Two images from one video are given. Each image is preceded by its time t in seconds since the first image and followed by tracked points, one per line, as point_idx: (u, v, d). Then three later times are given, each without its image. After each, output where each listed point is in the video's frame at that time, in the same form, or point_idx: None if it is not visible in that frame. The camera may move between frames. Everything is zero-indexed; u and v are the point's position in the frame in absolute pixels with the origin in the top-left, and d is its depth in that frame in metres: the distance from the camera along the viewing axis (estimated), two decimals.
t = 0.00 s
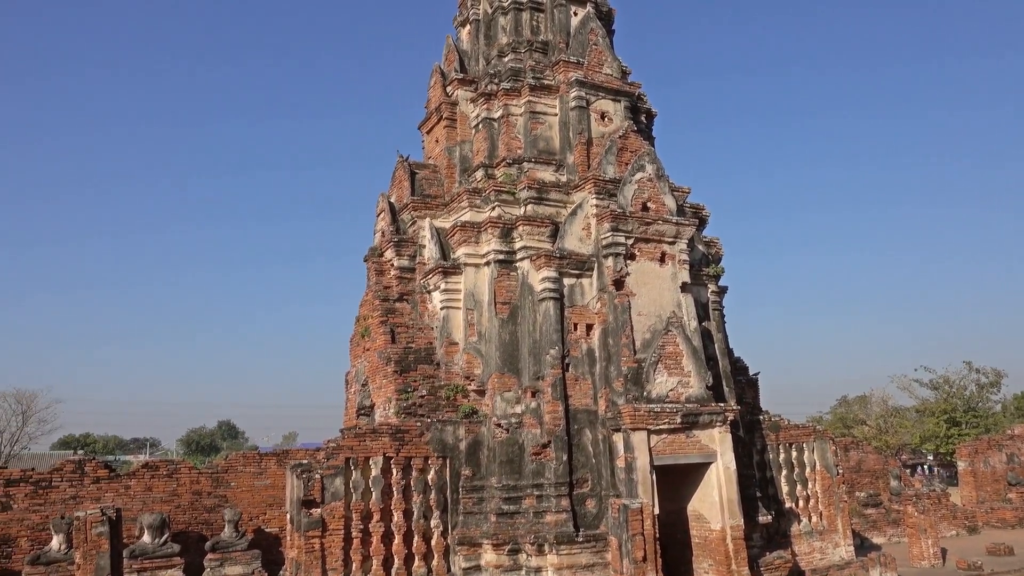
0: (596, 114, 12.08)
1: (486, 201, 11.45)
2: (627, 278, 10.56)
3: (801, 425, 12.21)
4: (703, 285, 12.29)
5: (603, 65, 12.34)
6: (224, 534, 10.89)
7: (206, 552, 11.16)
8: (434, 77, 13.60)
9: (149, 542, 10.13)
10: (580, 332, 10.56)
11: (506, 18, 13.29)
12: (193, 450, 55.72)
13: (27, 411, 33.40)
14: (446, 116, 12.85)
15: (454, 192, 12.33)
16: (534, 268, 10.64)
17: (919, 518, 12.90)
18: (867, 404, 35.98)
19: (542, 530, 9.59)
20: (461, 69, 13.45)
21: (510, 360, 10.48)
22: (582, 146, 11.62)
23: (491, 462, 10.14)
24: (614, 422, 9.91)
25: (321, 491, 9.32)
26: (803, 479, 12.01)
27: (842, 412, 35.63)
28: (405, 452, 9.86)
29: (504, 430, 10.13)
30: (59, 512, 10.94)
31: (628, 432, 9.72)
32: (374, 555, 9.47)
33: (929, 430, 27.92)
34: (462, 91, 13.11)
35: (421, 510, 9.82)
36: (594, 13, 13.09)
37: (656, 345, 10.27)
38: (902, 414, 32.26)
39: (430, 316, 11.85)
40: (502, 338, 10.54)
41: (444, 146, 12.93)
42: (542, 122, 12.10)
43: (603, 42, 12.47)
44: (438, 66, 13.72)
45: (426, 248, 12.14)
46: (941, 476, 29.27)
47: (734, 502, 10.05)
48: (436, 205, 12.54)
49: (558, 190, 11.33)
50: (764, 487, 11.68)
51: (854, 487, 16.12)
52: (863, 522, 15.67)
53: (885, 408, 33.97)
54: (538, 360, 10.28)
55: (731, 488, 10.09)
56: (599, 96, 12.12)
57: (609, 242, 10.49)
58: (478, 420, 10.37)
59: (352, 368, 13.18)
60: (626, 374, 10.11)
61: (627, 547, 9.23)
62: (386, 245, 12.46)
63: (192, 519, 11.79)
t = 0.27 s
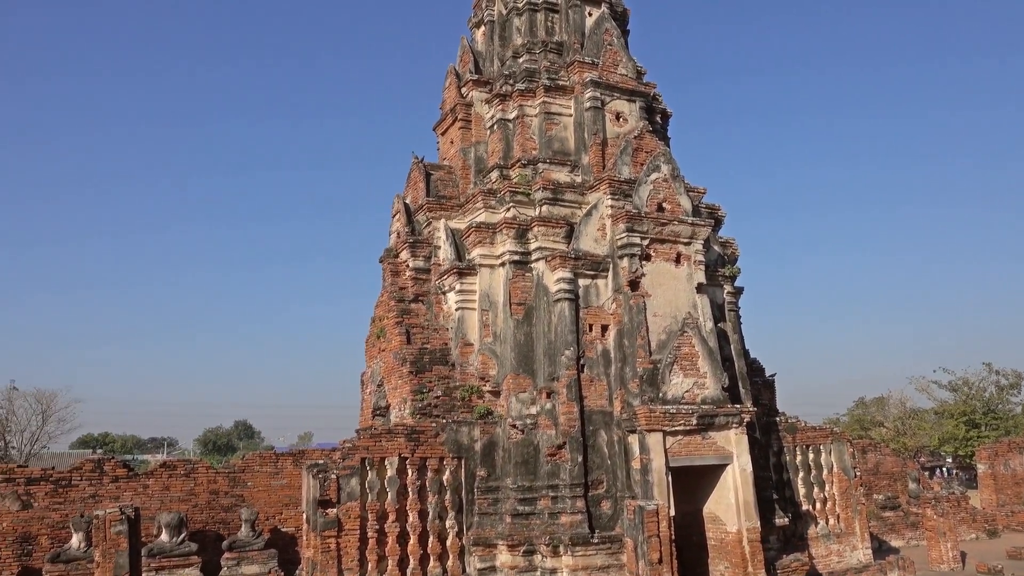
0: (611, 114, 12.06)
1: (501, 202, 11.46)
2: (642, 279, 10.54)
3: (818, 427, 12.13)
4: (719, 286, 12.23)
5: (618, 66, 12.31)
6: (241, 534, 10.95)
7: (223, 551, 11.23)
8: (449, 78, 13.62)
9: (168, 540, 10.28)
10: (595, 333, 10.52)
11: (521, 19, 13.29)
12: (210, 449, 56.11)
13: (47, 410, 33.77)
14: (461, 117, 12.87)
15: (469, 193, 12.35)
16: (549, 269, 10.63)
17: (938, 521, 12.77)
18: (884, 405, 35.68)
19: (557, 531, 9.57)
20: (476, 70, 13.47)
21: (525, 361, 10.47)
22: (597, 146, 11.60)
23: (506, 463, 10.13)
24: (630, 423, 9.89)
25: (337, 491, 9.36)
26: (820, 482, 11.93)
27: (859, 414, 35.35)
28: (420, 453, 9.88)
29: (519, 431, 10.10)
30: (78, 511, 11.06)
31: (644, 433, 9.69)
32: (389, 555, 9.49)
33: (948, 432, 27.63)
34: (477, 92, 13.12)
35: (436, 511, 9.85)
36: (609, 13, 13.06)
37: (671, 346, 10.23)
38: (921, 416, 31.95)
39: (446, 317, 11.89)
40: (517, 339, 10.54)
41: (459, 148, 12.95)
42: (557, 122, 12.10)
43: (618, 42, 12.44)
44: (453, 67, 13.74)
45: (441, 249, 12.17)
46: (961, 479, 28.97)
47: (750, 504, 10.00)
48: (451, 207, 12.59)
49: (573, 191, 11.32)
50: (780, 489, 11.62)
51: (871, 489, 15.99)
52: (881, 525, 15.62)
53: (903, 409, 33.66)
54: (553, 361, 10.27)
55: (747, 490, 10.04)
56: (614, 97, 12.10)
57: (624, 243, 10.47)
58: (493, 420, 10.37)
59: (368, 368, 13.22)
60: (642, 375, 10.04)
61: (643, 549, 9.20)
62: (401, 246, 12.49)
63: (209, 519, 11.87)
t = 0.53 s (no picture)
0: (627, 116, 12.03)
1: (516, 203, 11.46)
2: (658, 280, 10.50)
3: (835, 430, 12.04)
4: (735, 288, 12.17)
5: (634, 67, 12.29)
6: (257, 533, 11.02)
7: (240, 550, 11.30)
8: (465, 80, 13.64)
9: (185, 539, 10.41)
10: (611, 335, 10.51)
11: (537, 21, 13.29)
12: (227, 449, 56.48)
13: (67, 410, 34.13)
14: (477, 118, 12.89)
15: (485, 194, 12.36)
16: (564, 271, 10.62)
17: (958, 526, 12.64)
18: (903, 409, 35.35)
19: (572, 533, 9.56)
20: (492, 72, 13.48)
21: (540, 362, 10.47)
22: (613, 148, 11.58)
23: (521, 465, 10.16)
24: (646, 425, 9.89)
25: (353, 491, 9.41)
26: (838, 485, 11.84)
27: (877, 417, 35.05)
28: (436, 454, 9.90)
29: (535, 432, 10.13)
30: (97, 509, 11.17)
31: (660, 435, 9.66)
32: (405, 556, 9.50)
33: (968, 436, 27.33)
34: (493, 94, 13.14)
35: (451, 512, 9.85)
36: (625, 15, 13.04)
37: (688, 349, 10.19)
38: (940, 420, 31.64)
39: (461, 318, 11.89)
40: (532, 341, 10.54)
41: (475, 149, 12.98)
42: (573, 124, 12.09)
43: (635, 44, 12.42)
44: (469, 69, 13.77)
45: (457, 250, 12.18)
46: (981, 483, 28.65)
47: (767, 508, 9.94)
48: (467, 208, 12.54)
49: (589, 192, 11.30)
50: (797, 493, 11.55)
51: (889, 493, 15.86)
52: (899, 530, 15.27)
53: (922, 413, 33.34)
54: (568, 363, 10.25)
55: (764, 493, 9.98)
56: (630, 98, 12.08)
57: (640, 245, 10.44)
58: (508, 422, 10.40)
59: (383, 369, 13.27)
60: (658, 377, 10.02)
61: (659, 552, 9.17)
62: (417, 247, 12.53)
63: (226, 518, 11.93)
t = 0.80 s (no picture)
0: (644, 117, 12.01)
1: (533, 205, 11.46)
2: (675, 282, 10.47)
3: (853, 433, 11.93)
4: (752, 290, 12.10)
5: (650, 68, 12.26)
6: (274, 533, 11.07)
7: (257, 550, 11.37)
8: (482, 81, 13.66)
9: (202, 539, 10.50)
10: (627, 337, 10.49)
11: (553, 22, 13.29)
12: (243, 449, 56.83)
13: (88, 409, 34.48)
14: (493, 120, 12.91)
15: (501, 196, 12.35)
16: (580, 272, 10.61)
17: (978, 531, 12.51)
18: (922, 413, 35.00)
19: (587, 535, 9.53)
20: (508, 73, 13.50)
21: (556, 364, 10.46)
22: (629, 149, 11.56)
23: (537, 466, 10.15)
24: (662, 427, 9.82)
25: (369, 492, 9.39)
26: (856, 489, 11.73)
27: (896, 421, 34.71)
28: (452, 455, 9.92)
29: (550, 434, 10.14)
30: (117, 507, 11.27)
31: (676, 437, 9.63)
32: (421, 556, 9.52)
33: (988, 441, 26.98)
34: (510, 96, 13.15)
35: (467, 513, 9.86)
36: (642, 16, 13.01)
37: (704, 351, 10.15)
38: (960, 424, 31.28)
39: (477, 320, 11.90)
40: (548, 342, 10.53)
41: (492, 151, 12.99)
42: (590, 126, 12.07)
43: (651, 45, 12.39)
44: (485, 71, 13.78)
45: (473, 252, 12.18)
46: (1002, 488, 28.30)
47: (785, 511, 9.87)
48: (483, 209, 12.50)
49: (605, 194, 11.28)
50: (815, 496, 11.47)
51: (908, 498, 15.71)
52: (919, 534, 15.18)
53: (941, 417, 32.99)
54: (584, 364, 10.23)
55: (781, 497, 9.91)
56: (647, 99, 12.05)
57: (657, 246, 10.41)
58: (524, 423, 10.41)
59: (399, 370, 13.30)
60: (674, 379, 10.00)
61: (675, 555, 9.15)
62: (434, 249, 12.57)
63: (243, 518, 12.01)
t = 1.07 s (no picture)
0: (661, 118, 11.97)
1: (549, 206, 11.45)
2: (692, 284, 10.42)
3: (872, 436, 11.82)
4: (770, 292, 12.03)
5: (667, 69, 12.22)
6: (292, 533, 11.13)
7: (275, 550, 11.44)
8: (498, 83, 13.67)
9: (221, 538, 10.57)
10: (644, 339, 10.45)
11: (570, 24, 13.29)
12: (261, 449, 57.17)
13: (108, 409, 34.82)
14: (509, 122, 12.91)
15: (518, 197, 12.34)
16: (597, 274, 10.58)
17: (1000, 536, 12.37)
18: (942, 415, 34.61)
19: (604, 537, 9.50)
20: (525, 75, 13.50)
21: (573, 366, 10.44)
22: (646, 150, 11.52)
23: (553, 468, 10.13)
24: (679, 429, 9.78)
25: (385, 492, 9.43)
26: (876, 493, 11.62)
27: (916, 423, 34.35)
28: (468, 456, 9.94)
29: (567, 436, 10.12)
30: (137, 507, 11.37)
31: (693, 440, 9.59)
32: (437, 557, 9.55)
33: (1010, 443, 26.39)
34: (526, 97, 13.15)
35: (483, 515, 9.86)
36: (659, 17, 12.97)
37: (721, 353, 10.11)
38: (981, 427, 30.91)
39: (493, 321, 11.90)
40: (565, 344, 10.51)
41: (508, 152, 13.00)
42: (606, 127, 12.04)
43: (668, 46, 12.35)
44: (502, 73, 13.79)
45: (489, 253, 12.19)
46: None
47: (803, 515, 9.78)
48: (500, 210, 12.50)
49: (622, 195, 11.26)
50: (833, 500, 11.39)
51: (928, 502, 15.53)
52: (939, 539, 15.04)
53: (962, 420, 32.61)
54: (601, 366, 10.21)
55: (800, 500, 9.84)
56: (664, 100, 12.01)
57: (674, 248, 10.37)
58: (541, 425, 10.40)
59: (416, 372, 13.33)
60: (691, 381, 9.93)
61: (692, 558, 9.11)
62: (450, 251, 12.57)
63: (262, 517, 12.08)
